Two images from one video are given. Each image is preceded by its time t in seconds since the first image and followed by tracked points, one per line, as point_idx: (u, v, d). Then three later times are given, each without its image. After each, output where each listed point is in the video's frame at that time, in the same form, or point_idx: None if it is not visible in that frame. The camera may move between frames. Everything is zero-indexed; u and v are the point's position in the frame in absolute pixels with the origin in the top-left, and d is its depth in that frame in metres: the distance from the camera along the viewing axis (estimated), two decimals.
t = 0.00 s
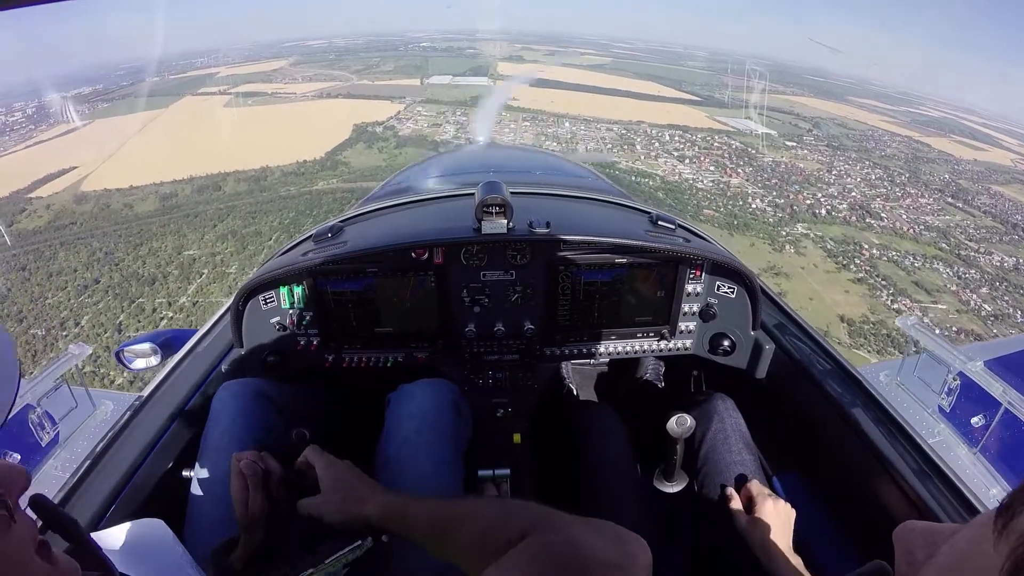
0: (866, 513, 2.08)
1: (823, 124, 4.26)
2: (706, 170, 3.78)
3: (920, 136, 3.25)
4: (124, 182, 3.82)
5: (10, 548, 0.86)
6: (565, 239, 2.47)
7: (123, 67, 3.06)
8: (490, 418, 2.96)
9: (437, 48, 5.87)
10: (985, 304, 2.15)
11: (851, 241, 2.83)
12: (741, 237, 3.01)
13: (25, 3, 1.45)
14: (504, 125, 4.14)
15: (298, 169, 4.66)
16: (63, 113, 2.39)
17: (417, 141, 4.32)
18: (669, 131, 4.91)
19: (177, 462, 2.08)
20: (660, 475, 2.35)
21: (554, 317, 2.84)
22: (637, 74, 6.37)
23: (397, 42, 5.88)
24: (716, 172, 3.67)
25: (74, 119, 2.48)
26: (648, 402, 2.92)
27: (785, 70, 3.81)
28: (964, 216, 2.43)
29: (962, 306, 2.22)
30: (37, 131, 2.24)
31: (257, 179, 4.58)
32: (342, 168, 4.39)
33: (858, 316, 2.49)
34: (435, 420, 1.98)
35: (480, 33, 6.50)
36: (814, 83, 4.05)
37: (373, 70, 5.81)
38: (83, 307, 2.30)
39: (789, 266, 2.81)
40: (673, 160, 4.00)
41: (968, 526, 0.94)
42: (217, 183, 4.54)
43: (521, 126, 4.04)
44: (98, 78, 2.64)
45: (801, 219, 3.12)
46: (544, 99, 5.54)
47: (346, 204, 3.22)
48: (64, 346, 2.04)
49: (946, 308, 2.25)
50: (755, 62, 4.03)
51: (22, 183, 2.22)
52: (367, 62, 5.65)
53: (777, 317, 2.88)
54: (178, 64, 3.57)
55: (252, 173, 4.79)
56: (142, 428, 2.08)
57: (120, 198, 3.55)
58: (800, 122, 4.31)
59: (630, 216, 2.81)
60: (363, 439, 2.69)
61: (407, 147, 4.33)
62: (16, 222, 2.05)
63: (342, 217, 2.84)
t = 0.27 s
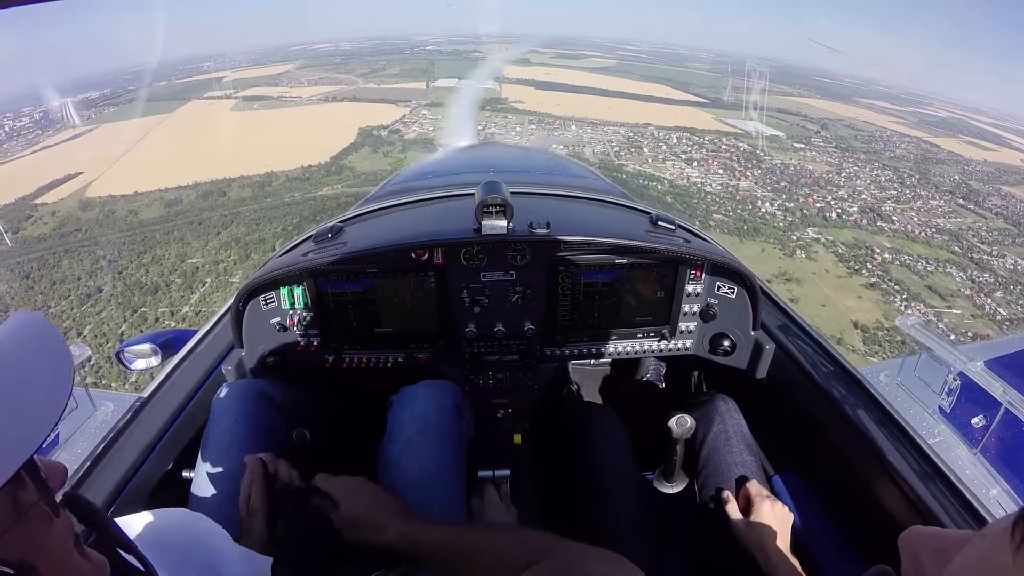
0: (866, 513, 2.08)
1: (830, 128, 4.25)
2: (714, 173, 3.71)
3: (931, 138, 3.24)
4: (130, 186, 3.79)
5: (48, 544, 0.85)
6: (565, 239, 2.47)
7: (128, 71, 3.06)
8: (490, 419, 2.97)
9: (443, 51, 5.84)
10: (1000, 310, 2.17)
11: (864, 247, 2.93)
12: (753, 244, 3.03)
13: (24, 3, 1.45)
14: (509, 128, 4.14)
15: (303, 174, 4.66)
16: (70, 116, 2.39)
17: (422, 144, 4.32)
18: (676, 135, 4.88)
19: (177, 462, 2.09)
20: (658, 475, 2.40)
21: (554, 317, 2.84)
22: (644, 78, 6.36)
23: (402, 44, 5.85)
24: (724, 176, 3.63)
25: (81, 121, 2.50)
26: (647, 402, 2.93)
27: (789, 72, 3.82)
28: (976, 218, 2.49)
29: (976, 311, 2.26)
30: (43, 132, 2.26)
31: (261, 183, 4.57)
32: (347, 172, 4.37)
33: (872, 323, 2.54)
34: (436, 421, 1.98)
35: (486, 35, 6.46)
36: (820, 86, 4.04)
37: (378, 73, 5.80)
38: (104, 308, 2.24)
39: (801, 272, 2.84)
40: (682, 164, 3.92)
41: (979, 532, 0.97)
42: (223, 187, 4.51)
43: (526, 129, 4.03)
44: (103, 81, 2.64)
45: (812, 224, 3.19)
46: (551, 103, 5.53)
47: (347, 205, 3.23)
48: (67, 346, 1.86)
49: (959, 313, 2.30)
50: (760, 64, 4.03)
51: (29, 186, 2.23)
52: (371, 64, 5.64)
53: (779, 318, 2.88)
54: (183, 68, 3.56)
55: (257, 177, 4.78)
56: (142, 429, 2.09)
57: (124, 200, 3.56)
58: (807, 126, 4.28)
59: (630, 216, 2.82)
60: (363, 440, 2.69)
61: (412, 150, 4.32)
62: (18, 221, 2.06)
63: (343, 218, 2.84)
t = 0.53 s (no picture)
0: (865, 513, 2.08)
1: (831, 131, 4.24)
2: (716, 177, 3.63)
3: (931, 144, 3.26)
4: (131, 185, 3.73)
5: (73, 544, 0.86)
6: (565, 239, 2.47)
7: (128, 69, 3.04)
8: (490, 419, 2.97)
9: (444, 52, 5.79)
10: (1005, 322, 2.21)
11: (866, 254, 2.83)
12: (756, 249, 3.14)
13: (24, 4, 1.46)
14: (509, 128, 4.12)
15: (302, 176, 4.62)
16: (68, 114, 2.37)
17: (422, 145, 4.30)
18: (679, 138, 4.82)
19: (177, 462, 2.09)
20: (658, 474, 2.38)
21: (554, 317, 2.84)
22: (645, 79, 6.33)
23: (403, 45, 5.80)
24: (725, 182, 3.56)
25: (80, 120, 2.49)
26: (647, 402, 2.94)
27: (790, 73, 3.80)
28: (977, 227, 2.48)
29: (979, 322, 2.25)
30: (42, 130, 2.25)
31: (260, 184, 4.53)
32: (346, 174, 4.32)
33: (875, 333, 2.49)
34: (436, 420, 1.98)
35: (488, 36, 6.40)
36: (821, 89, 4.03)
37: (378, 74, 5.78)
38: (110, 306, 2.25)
39: (802, 281, 2.88)
40: (684, 169, 3.91)
41: (998, 520, 0.86)
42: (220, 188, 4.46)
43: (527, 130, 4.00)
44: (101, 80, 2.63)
45: (813, 230, 3.12)
46: (551, 104, 5.51)
47: (347, 205, 3.23)
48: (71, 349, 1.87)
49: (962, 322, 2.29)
50: (761, 65, 4.02)
51: (25, 183, 2.21)
52: (371, 64, 5.62)
53: (778, 317, 2.89)
54: (183, 67, 3.53)
55: (255, 178, 4.74)
56: (143, 428, 2.09)
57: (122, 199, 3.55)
58: (810, 129, 4.26)
59: (630, 217, 2.82)
60: (361, 439, 2.69)
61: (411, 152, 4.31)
62: (18, 220, 2.06)
63: (343, 218, 2.85)
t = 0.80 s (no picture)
0: (865, 513, 2.08)
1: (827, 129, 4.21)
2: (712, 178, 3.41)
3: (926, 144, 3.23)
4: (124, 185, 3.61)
5: (65, 540, 0.86)
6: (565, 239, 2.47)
7: (123, 66, 3.00)
8: (490, 419, 2.97)
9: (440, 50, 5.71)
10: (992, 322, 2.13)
11: (865, 257, 2.63)
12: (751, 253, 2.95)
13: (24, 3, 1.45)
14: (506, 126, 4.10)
15: (294, 175, 4.53)
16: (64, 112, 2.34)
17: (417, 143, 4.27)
18: (673, 136, 4.60)
19: (177, 462, 2.09)
20: (659, 474, 2.38)
21: (554, 318, 2.84)
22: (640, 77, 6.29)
23: (398, 43, 5.72)
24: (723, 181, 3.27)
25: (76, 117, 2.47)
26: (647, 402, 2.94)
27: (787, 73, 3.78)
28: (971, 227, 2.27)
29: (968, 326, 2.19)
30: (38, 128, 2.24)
31: (254, 183, 4.50)
32: (339, 173, 4.23)
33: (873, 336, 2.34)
34: (435, 420, 1.98)
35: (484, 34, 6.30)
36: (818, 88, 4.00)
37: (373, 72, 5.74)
38: (115, 304, 2.28)
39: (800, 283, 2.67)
40: (679, 170, 3.61)
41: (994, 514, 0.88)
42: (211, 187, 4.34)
43: (523, 129, 3.95)
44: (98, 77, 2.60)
45: (812, 231, 2.89)
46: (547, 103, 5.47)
47: (346, 204, 3.22)
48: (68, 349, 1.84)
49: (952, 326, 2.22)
50: (759, 64, 4.00)
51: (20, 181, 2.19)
52: (366, 62, 5.58)
53: (778, 317, 2.90)
54: (177, 64, 3.49)
55: (247, 177, 4.63)
56: (143, 428, 2.09)
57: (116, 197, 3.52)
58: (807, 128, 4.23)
59: (630, 217, 2.82)
60: (360, 441, 2.68)
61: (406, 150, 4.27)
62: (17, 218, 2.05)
63: (343, 217, 2.84)
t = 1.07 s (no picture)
0: (864, 513, 2.08)
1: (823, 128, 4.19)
2: (710, 178, 3.27)
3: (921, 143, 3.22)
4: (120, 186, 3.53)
5: (58, 542, 0.86)
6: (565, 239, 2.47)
7: (118, 66, 2.98)
8: (490, 419, 2.97)
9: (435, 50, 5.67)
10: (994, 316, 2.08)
11: (863, 256, 2.61)
12: (749, 254, 2.90)
13: (24, 4, 1.45)
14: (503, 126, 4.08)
15: (285, 176, 4.40)
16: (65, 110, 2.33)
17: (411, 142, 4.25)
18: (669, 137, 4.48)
19: (177, 462, 2.10)
20: (659, 475, 2.37)
21: (554, 318, 2.85)
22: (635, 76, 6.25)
23: (392, 43, 5.68)
24: (720, 181, 3.16)
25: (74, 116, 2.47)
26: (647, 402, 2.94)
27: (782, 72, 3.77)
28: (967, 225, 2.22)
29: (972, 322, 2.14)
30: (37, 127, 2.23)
31: (248, 183, 4.46)
32: (331, 175, 4.16)
33: (874, 338, 2.31)
34: (433, 420, 1.98)
35: (478, 33, 6.24)
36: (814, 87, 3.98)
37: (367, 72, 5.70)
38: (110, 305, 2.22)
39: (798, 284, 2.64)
40: (675, 167, 3.46)
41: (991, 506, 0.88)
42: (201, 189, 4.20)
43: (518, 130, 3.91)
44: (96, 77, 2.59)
45: (810, 231, 2.79)
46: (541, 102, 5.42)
47: (345, 204, 3.22)
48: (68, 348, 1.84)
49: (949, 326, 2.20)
50: (754, 63, 3.98)
51: (23, 179, 2.19)
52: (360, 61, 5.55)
53: (777, 318, 2.91)
54: (172, 64, 3.46)
55: (238, 178, 4.50)
56: (142, 429, 2.08)
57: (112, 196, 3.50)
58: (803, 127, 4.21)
59: (630, 217, 2.82)
60: (359, 441, 2.67)
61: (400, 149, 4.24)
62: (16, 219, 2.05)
63: (343, 218, 2.84)
